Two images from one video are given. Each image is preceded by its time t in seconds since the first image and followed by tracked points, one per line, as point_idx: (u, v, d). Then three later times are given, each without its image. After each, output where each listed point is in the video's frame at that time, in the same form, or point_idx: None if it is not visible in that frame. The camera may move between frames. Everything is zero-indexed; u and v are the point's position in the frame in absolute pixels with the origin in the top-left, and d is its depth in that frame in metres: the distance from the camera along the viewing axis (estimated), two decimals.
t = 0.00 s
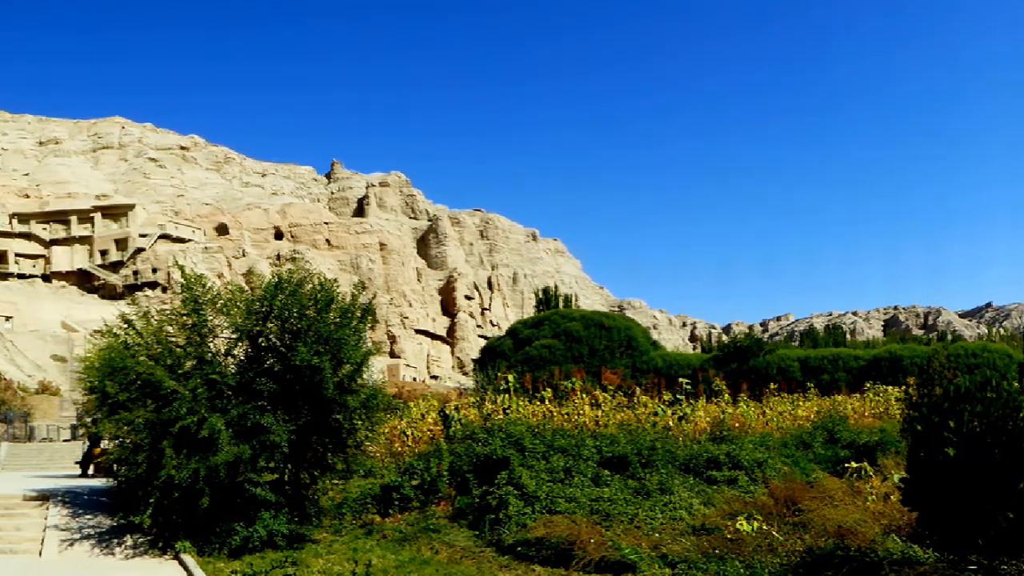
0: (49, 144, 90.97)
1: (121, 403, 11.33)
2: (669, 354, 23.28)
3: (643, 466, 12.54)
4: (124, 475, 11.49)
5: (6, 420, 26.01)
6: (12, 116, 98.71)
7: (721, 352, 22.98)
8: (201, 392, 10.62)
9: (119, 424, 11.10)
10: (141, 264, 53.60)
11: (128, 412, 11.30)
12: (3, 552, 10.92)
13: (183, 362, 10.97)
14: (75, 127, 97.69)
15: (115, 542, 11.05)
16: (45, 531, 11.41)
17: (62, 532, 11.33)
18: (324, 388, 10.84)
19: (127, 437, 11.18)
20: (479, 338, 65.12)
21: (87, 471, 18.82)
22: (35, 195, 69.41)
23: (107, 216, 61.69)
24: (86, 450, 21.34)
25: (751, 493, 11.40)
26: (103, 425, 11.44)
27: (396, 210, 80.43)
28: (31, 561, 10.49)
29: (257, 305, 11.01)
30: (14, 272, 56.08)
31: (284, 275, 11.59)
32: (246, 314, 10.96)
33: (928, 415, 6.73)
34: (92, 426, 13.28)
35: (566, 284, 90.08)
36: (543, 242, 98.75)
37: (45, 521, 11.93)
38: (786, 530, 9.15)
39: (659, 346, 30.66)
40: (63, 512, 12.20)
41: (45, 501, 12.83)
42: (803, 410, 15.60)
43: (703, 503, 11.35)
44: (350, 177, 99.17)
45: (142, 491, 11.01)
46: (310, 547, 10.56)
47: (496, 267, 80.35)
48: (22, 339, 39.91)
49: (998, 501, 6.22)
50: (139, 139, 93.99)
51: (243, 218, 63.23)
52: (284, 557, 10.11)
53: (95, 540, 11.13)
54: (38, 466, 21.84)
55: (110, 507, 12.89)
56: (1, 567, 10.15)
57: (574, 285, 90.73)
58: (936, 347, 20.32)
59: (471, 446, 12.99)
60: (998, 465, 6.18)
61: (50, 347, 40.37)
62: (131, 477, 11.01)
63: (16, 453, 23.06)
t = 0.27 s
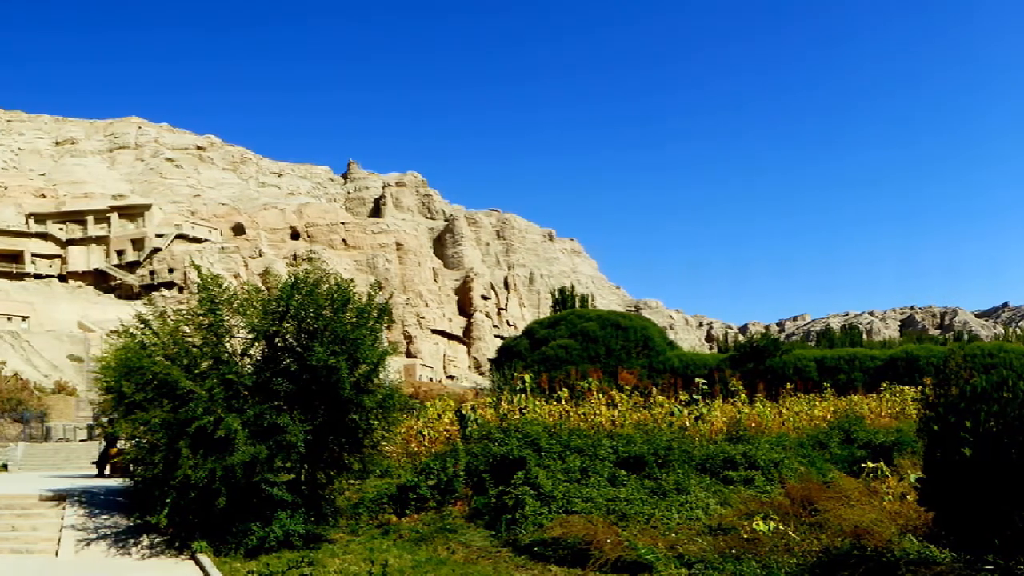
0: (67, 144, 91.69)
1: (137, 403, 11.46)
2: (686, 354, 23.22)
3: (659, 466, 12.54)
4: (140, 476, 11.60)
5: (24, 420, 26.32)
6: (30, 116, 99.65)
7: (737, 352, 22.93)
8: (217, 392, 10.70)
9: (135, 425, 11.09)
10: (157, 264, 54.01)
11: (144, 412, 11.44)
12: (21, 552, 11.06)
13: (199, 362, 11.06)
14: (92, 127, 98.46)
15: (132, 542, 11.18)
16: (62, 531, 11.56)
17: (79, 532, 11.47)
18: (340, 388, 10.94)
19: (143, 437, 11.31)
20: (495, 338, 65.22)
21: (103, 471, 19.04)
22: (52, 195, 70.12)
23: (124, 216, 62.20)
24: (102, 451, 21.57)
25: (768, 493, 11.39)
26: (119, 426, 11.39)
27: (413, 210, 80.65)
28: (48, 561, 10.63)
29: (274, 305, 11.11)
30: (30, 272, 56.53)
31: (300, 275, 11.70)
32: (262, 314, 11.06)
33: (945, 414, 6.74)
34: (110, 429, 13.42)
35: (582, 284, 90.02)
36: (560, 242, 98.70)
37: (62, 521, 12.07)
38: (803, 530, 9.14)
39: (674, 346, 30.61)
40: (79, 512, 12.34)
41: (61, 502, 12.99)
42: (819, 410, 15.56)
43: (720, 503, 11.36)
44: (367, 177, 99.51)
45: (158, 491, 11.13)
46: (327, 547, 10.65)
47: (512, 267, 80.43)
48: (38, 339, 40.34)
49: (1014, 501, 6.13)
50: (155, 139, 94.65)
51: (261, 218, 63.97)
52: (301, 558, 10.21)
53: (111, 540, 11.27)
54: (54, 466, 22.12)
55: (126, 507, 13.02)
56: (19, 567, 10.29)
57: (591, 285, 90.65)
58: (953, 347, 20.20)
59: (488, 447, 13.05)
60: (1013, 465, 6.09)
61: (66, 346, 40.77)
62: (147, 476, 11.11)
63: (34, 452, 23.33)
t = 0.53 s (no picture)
0: (85, 144, 92.45)
1: (154, 403, 11.63)
2: (703, 354, 23.18)
3: (676, 466, 12.56)
4: (158, 476, 11.74)
5: (41, 420, 26.63)
6: (49, 116, 100.59)
7: (754, 352, 22.89)
8: (234, 392, 10.82)
9: (153, 425, 11.50)
10: (175, 264, 54.42)
11: (162, 412, 11.59)
12: (38, 552, 11.22)
13: (216, 362, 11.26)
14: (109, 126, 99.23)
15: (149, 542, 11.32)
16: (79, 531, 11.72)
17: (96, 532, 11.62)
18: (357, 388, 11.01)
19: (160, 437, 11.49)
20: (512, 338, 65.32)
21: (120, 471, 19.27)
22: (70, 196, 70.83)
23: (141, 216, 62.69)
24: (119, 452, 21.81)
25: (785, 493, 11.39)
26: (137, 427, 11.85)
27: (430, 210, 80.85)
28: (65, 561, 10.79)
29: (291, 305, 11.22)
30: (47, 272, 57.15)
31: (317, 275, 11.80)
32: (279, 314, 11.17)
33: (961, 414, 6.73)
34: (129, 430, 13.60)
35: (599, 283, 89.94)
36: (577, 241, 98.63)
37: (79, 521, 12.24)
38: (820, 530, 9.14)
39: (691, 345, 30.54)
40: (96, 512, 12.50)
41: (78, 502, 13.16)
42: (837, 410, 15.52)
43: (737, 503, 11.36)
44: (384, 177, 99.85)
45: (176, 491, 11.27)
46: (344, 547, 10.75)
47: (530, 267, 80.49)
48: (55, 339, 40.77)
49: None
50: (173, 140, 95.31)
51: (277, 218, 64.63)
52: (318, 557, 10.30)
53: (128, 540, 11.42)
54: (72, 466, 22.39)
55: (143, 507, 13.19)
56: (37, 567, 10.46)
57: (608, 285, 90.55)
58: (970, 347, 20.07)
59: (505, 446, 13.10)
60: None
61: (83, 346, 41.16)
62: (165, 476, 11.33)
63: (51, 452, 23.61)
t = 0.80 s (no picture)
0: (104, 144, 93.22)
1: (171, 403, 11.80)
2: (721, 354, 23.12)
3: (694, 466, 12.57)
4: (176, 475, 11.88)
5: (59, 420, 26.92)
6: (67, 116, 101.54)
7: (772, 353, 22.85)
8: (252, 392, 10.93)
9: (170, 425, 11.54)
10: (192, 264, 54.86)
11: (180, 412, 11.73)
12: (55, 552, 11.38)
13: (234, 362, 11.35)
14: (128, 127, 100.08)
15: (167, 542, 11.47)
16: (97, 531, 11.86)
17: (114, 532, 11.75)
18: (375, 388, 11.10)
19: (178, 437, 11.62)
20: (530, 338, 65.39)
21: (138, 471, 19.48)
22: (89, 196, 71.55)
23: (158, 216, 63.18)
24: (136, 452, 22.03)
25: (803, 494, 11.38)
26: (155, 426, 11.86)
27: (448, 210, 81.03)
28: (83, 561, 10.93)
29: (309, 305, 11.30)
30: (64, 272, 57.84)
31: (335, 275, 11.90)
32: (297, 314, 11.27)
33: (978, 415, 6.73)
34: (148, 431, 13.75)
35: (617, 283, 89.82)
36: (594, 241, 98.50)
37: (97, 521, 12.39)
38: (838, 531, 9.13)
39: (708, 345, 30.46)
40: (114, 512, 12.65)
41: (96, 502, 13.32)
42: (854, 410, 15.48)
43: (755, 503, 11.36)
44: (402, 177, 100.13)
45: (194, 491, 11.39)
46: (361, 547, 10.85)
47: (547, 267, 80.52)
48: (73, 338, 41.22)
49: None
50: (191, 140, 95.98)
51: (296, 218, 65.06)
52: (335, 558, 10.39)
53: (145, 540, 11.56)
54: (89, 467, 22.64)
55: (160, 507, 13.33)
56: (55, 567, 10.60)
57: (625, 285, 90.41)
58: (988, 347, 19.93)
59: (523, 446, 13.14)
60: None
61: (101, 346, 41.58)
62: (182, 476, 11.44)
63: (69, 453, 23.87)
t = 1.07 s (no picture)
0: (123, 145, 94.09)
1: (189, 403, 11.92)
2: (739, 354, 23.08)
3: (712, 466, 12.58)
4: (194, 476, 12.01)
5: (77, 420, 27.26)
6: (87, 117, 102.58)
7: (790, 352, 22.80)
8: (270, 392, 11.04)
9: (188, 425, 11.64)
10: (211, 264, 55.28)
11: (197, 412, 11.83)
12: (74, 552, 11.55)
13: (252, 362, 11.45)
14: (147, 128, 101.08)
15: (185, 542, 11.61)
16: (115, 531, 12.02)
17: (132, 532, 11.91)
18: (393, 388, 11.18)
19: (196, 437, 11.75)
20: (548, 338, 65.46)
21: (156, 470, 19.68)
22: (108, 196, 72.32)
23: (177, 216, 63.65)
24: (153, 452, 22.30)
25: (821, 494, 11.38)
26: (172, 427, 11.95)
27: (466, 210, 81.19)
28: (101, 561, 11.08)
29: (327, 305, 11.41)
30: (83, 272, 58.53)
31: (353, 275, 12.01)
32: (316, 314, 11.38)
33: (997, 415, 6.71)
34: (167, 432, 13.90)
35: (635, 283, 89.69)
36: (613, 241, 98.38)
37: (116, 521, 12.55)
38: (856, 531, 9.12)
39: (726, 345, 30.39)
40: (132, 512, 12.81)
41: (114, 502, 13.49)
42: (873, 410, 15.43)
43: (773, 503, 11.36)
44: (420, 177, 100.41)
45: (212, 491, 11.52)
46: (380, 547, 10.94)
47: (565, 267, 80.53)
48: (92, 338, 41.69)
49: None
50: (209, 141, 96.72)
51: (314, 218, 65.39)
52: (354, 557, 10.48)
53: (164, 540, 11.70)
54: (108, 466, 22.94)
55: (178, 507, 13.48)
56: (74, 567, 10.76)
57: (644, 285, 90.27)
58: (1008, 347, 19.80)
59: (541, 446, 13.19)
60: None
61: (120, 346, 42.00)
62: (201, 476, 11.55)
63: (87, 453, 24.18)
